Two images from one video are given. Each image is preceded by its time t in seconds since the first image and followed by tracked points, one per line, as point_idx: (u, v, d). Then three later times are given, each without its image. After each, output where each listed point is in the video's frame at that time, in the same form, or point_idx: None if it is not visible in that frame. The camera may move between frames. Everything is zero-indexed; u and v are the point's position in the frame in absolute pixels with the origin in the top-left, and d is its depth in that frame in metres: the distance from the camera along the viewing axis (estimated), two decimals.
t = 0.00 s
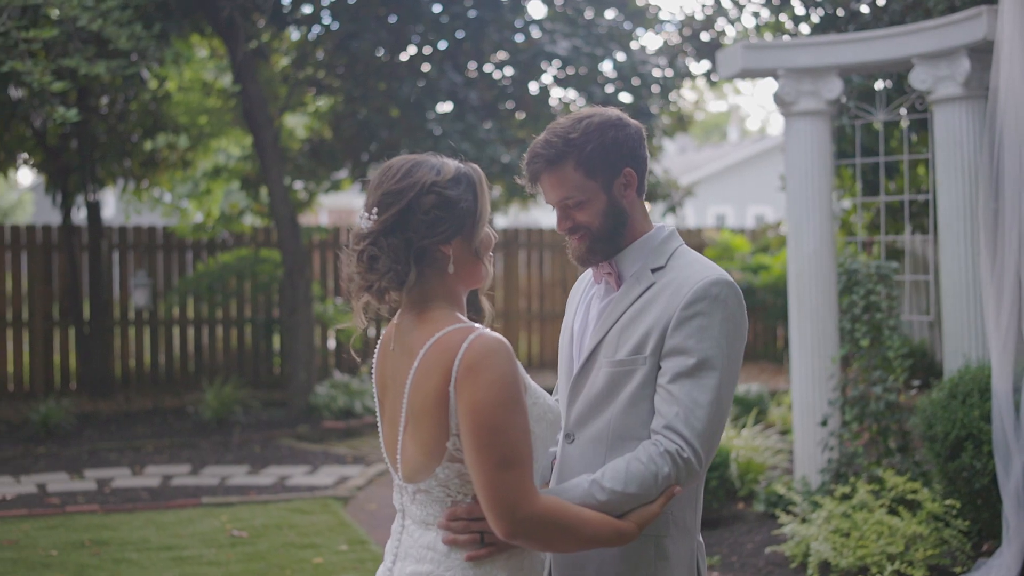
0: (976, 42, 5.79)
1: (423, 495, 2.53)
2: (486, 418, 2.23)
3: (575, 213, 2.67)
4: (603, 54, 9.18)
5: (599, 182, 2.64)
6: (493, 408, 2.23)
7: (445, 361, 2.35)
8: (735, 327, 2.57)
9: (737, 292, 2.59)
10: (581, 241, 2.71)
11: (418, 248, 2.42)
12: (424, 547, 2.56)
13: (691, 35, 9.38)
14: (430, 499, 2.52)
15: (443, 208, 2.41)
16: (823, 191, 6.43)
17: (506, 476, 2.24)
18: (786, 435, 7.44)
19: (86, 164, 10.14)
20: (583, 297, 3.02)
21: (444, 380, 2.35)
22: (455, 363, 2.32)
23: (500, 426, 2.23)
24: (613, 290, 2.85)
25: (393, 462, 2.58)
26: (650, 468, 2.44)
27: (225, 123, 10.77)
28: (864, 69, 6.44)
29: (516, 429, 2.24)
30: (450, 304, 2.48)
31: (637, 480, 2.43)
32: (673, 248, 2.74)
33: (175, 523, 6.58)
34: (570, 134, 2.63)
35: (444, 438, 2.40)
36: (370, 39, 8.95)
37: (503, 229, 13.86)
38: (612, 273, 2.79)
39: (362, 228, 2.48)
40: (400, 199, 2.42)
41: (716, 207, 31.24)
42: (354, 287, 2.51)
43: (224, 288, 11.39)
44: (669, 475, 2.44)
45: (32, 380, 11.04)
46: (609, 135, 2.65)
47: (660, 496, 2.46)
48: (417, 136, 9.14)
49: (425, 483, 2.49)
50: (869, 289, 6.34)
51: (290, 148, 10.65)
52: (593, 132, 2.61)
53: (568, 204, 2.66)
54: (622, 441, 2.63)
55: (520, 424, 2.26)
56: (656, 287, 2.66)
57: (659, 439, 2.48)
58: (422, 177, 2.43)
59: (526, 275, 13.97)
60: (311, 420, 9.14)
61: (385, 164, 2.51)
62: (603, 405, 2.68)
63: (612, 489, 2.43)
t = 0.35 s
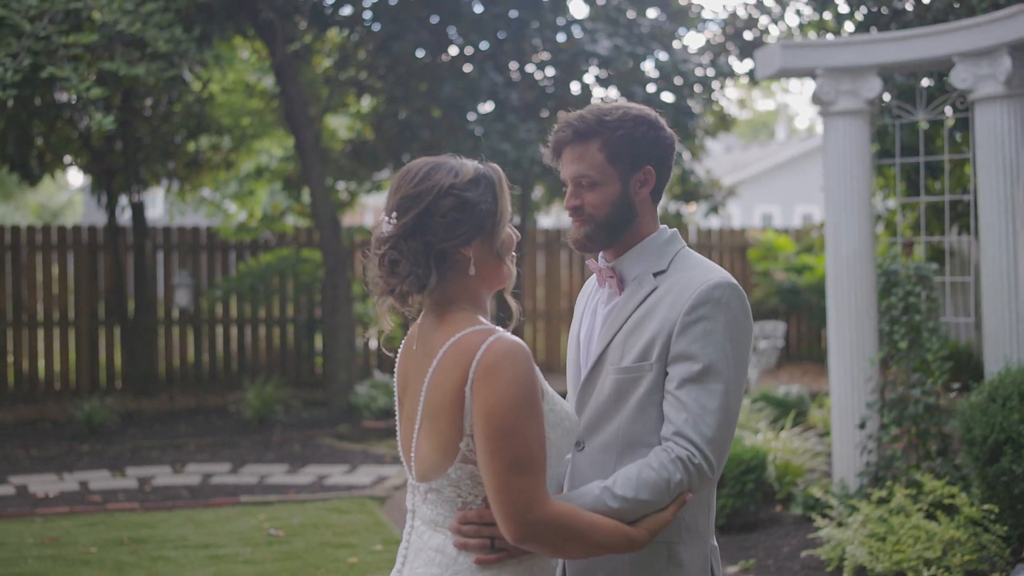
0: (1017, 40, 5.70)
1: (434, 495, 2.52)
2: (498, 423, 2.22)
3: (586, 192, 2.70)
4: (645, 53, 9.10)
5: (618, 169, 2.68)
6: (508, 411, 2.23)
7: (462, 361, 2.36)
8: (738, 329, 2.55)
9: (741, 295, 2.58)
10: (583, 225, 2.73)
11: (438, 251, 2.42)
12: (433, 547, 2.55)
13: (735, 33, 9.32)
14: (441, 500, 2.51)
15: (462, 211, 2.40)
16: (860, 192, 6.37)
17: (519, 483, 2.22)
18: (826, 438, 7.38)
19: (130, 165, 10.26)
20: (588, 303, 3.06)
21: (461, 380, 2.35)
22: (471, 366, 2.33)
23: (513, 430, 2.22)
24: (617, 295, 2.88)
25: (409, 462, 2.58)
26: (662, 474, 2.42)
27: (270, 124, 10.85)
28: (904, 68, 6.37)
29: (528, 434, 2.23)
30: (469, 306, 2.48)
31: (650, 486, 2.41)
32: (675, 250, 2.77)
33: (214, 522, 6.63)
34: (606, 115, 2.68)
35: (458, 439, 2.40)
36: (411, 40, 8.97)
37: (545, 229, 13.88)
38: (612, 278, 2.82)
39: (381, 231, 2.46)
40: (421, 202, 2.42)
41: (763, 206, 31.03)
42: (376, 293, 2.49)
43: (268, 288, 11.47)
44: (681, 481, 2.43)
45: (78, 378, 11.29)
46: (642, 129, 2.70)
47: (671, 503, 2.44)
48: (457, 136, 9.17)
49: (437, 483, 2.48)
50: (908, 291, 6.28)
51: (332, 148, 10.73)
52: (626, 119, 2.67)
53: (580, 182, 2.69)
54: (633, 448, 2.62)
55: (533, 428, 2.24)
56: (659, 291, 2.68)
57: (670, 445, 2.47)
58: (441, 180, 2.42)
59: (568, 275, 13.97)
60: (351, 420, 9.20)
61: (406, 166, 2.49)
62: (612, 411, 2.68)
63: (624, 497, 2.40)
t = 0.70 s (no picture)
0: None
1: (443, 503, 2.49)
2: (505, 430, 2.18)
3: (589, 192, 2.67)
4: (683, 52, 9.07)
5: (623, 171, 2.65)
6: (514, 419, 2.18)
7: (469, 368, 2.30)
8: (744, 331, 2.53)
9: (745, 297, 2.55)
10: (588, 226, 2.70)
11: (441, 256, 2.37)
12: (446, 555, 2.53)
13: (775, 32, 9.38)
14: (450, 507, 2.48)
15: (463, 214, 2.35)
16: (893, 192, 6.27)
17: (528, 490, 2.19)
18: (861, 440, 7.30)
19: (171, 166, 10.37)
20: (596, 308, 3.06)
21: (468, 388, 2.29)
22: (478, 372, 2.27)
23: (519, 437, 2.18)
24: (621, 299, 2.86)
25: (418, 468, 2.54)
26: (674, 480, 2.40)
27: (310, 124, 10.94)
28: (941, 67, 6.28)
29: (538, 441, 2.19)
30: (475, 310, 2.42)
31: (663, 492, 2.39)
32: (677, 253, 2.75)
33: (248, 521, 6.68)
34: (612, 116, 2.65)
35: (466, 447, 2.35)
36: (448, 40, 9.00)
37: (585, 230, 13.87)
38: (615, 282, 2.81)
39: (384, 239, 2.42)
40: (421, 208, 2.37)
41: (807, 206, 30.81)
42: (383, 299, 2.46)
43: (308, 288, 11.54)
44: (694, 486, 2.41)
45: (119, 377, 11.49)
46: (648, 131, 2.67)
47: (682, 508, 2.42)
48: (494, 136, 9.17)
49: (445, 491, 2.45)
50: (943, 292, 6.19)
51: (370, 149, 10.79)
52: (630, 121, 2.63)
53: (584, 184, 2.66)
54: (642, 454, 2.60)
55: (541, 434, 2.20)
56: (663, 295, 2.66)
57: (680, 451, 2.44)
58: (441, 185, 2.37)
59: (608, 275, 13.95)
60: (387, 420, 9.25)
61: (406, 173, 2.45)
62: (618, 418, 2.65)
63: (635, 504, 2.39)
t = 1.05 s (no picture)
0: None
1: (448, 509, 2.46)
2: (507, 434, 2.15)
3: (591, 194, 2.60)
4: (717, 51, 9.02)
5: (625, 171, 2.59)
6: (515, 422, 2.15)
7: (466, 373, 2.27)
8: (748, 333, 2.48)
9: (749, 298, 2.51)
10: (591, 227, 2.64)
11: (440, 259, 2.33)
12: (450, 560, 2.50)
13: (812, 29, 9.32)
14: (455, 514, 2.45)
15: (462, 216, 2.32)
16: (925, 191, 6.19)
17: (532, 494, 2.16)
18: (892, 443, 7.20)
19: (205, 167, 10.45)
20: (596, 312, 3.01)
21: (466, 395, 2.26)
22: (477, 377, 2.24)
23: (521, 440, 2.15)
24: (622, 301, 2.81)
25: (421, 474, 2.52)
26: (683, 484, 2.35)
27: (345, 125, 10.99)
28: (974, 64, 6.16)
29: (540, 444, 2.16)
30: (474, 314, 2.39)
31: (673, 496, 2.34)
32: (678, 252, 2.70)
33: (275, 520, 6.70)
34: (612, 115, 2.58)
35: (467, 454, 2.32)
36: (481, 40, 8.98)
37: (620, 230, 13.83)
38: (615, 282, 2.76)
39: (382, 241, 2.38)
40: (420, 209, 2.33)
41: (848, 206, 30.59)
42: (381, 303, 2.42)
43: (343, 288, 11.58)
44: (703, 491, 2.36)
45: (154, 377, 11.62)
46: (649, 130, 2.60)
47: (691, 513, 2.37)
48: (527, 136, 9.15)
49: (450, 498, 2.42)
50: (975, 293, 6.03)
51: (404, 148, 10.83)
52: (631, 119, 2.57)
53: (584, 185, 2.60)
54: (648, 459, 2.54)
55: (543, 437, 2.17)
56: (665, 297, 2.61)
57: (688, 455, 2.39)
58: (440, 187, 2.33)
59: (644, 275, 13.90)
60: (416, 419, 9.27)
61: (404, 174, 2.41)
62: (622, 423, 2.59)
63: (644, 509, 2.34)
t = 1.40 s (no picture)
0: None
1: (451, 507, 2.44)
2: (505, 434, 2.13)
3: (592, 194, 2.59)
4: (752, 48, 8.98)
5: (628, 169, 2.56)
6: (514, 421, 2.13)
7: (466, 372, 2.25)
8: (755, 332, 2.42)
9: (757, 298, 2.44)
10: (595, 226, 2.62)
11: (443, 259, 2.31)
12: (453, 558, 2.47)
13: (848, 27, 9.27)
14: (457, 512, 2.43)
15: (464, 215, 2.29)
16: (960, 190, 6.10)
17: (530, 494, 2.14)
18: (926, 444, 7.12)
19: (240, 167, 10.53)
20: (605, 310, 2.97)
21: (466, 394, 2.24)
22: (476, 376, 2.22)
23: (519, 441, 2.13)
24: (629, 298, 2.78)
25: (425, 471, 2.49)
26: (686, 486, 2.31)
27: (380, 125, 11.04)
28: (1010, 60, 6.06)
29: (538, 445, 2.14)
30: (477, 313, 2.36)
31: (676, 498, 2.31)
32: (685, 250, 2.66)
33: (304, 518, 6.72)
34: (611, 113, 2.56)
35: (466, 452, 2.30)
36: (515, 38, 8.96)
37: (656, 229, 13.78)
38: (621, 281, 2.72)
39: (388, 241, 2.37)
40: (421, 209, 2.31)
41: (889, 205, 30.35)
42: (386, 302, 2.40)
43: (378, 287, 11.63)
44: (707, 493, 2.31)
45: (190, 375, 11.72)
46: (650, 127, 2.56)
47: (695, 514, 2.33)
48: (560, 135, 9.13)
49: (452, 495, 2.39)
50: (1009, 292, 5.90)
51: (438, 148, 10.87)
52: (630, 117, 2.54)
53: (585, 184, 2.58)
54: (654, 459, 2.50)
55: (541, 438, 2.15)
56: (672, 295, 2.56)
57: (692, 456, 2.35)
58: (441, 186, 2.31)
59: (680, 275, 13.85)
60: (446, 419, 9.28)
61: (409, 173, 2.38)
62: (628, 422, 2.56)
63: (647, 510, 2.31)
